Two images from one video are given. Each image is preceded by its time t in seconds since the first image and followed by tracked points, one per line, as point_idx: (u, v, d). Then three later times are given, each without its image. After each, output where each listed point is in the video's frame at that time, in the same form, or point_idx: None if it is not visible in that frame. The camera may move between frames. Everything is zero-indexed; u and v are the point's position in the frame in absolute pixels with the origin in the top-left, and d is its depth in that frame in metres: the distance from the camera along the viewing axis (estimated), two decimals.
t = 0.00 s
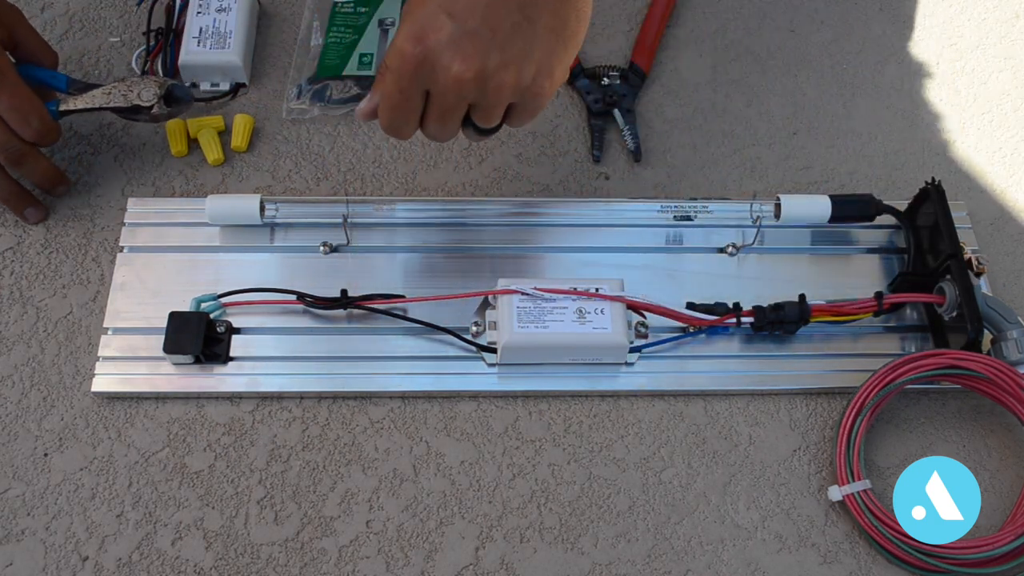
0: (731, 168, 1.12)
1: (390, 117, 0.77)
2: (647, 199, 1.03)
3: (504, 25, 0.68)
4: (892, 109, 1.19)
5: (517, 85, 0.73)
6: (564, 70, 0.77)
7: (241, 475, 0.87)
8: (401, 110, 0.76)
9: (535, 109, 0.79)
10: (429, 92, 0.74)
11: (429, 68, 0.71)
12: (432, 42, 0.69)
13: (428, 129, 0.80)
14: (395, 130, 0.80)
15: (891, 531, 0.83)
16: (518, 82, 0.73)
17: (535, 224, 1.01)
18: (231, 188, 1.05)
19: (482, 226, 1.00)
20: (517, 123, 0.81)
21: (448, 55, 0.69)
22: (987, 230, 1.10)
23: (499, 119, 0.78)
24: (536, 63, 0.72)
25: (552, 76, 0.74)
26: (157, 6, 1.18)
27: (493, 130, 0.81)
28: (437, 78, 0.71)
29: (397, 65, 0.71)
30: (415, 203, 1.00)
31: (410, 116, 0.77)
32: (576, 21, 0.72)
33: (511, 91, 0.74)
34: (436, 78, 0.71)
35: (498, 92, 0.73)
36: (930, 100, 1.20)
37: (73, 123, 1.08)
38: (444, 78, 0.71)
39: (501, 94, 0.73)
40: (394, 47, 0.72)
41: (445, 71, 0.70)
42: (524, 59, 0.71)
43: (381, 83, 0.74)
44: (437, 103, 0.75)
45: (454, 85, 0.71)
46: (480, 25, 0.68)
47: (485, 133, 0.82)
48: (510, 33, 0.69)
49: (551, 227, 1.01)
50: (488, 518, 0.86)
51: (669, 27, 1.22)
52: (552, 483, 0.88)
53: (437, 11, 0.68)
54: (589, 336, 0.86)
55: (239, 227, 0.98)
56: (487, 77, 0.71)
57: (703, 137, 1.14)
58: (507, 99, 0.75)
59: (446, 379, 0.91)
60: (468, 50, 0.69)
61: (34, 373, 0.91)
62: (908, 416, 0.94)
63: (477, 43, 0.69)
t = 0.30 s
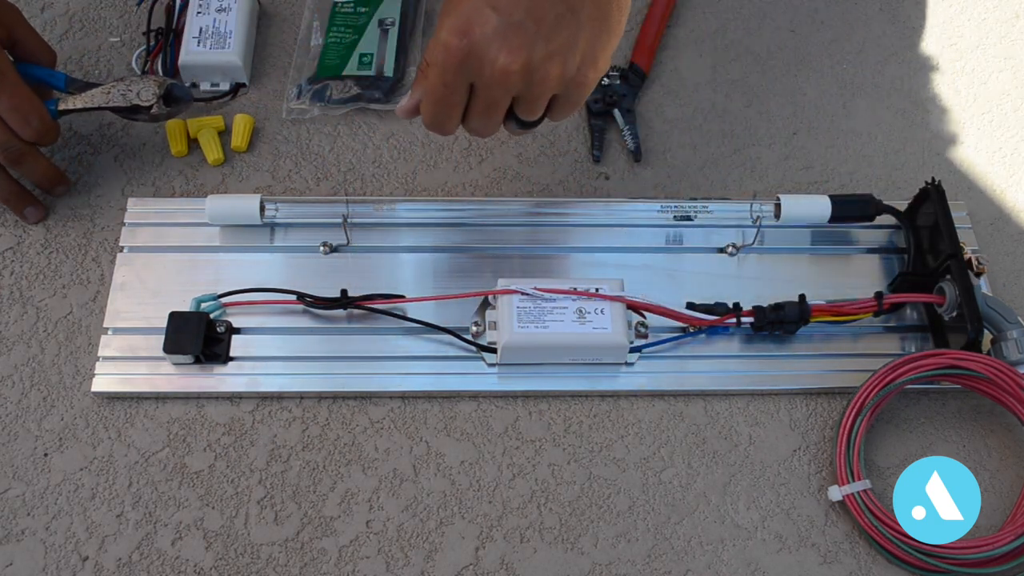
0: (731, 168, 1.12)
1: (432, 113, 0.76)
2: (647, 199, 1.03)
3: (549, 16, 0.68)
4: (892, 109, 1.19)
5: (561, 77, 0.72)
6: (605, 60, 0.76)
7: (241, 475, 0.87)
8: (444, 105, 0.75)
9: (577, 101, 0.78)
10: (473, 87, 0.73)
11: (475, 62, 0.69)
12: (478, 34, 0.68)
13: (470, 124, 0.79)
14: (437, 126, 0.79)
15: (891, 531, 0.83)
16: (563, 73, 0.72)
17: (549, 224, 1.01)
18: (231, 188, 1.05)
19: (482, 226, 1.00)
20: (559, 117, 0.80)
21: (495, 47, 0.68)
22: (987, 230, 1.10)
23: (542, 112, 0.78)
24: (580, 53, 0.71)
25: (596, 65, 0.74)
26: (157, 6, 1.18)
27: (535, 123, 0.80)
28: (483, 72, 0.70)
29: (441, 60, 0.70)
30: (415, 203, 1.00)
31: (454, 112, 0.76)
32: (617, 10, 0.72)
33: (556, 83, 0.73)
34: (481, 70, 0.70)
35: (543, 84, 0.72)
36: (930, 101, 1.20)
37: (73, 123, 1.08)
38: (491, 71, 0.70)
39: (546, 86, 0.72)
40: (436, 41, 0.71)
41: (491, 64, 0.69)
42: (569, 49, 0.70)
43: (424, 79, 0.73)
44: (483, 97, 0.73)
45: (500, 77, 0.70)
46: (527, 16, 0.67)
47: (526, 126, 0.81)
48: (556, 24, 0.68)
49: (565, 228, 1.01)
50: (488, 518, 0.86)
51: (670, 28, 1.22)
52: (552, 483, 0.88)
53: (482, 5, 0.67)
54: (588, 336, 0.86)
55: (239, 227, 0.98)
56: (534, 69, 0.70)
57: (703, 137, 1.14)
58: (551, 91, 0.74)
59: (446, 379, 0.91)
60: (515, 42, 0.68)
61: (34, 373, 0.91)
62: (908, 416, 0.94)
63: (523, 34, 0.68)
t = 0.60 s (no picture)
0: (731, 168, 1.12)
1: (460, 107, 0.74)
2: (647, 199, 1.03)
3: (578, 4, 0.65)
4: (892, 109, 1.19)
5: (593, 67, 0.70)
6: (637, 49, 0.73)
7: (241, 475, 0.87)
8: (473, 100, 0.73)
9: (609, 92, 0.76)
10: (502, 81, 0.71)
11: (503, 55, 0.67)
12: (507, 26, 0.65)
13: (500, 120, 0.77)
14: (466, 122, 0.77)
15: (891, 531, 0.83)
16: (594, 63, 0.70)
17: (566, 223, 1.01)
18: (231, 188, 1.05)
19: (483, 226, 1.00)
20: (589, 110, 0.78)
21: (524, 38, 0.66)
22: (987, 230, 1.10)
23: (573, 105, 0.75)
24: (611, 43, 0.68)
25: (628, 56, 0.70)
26: (158, 6, 1.18)
27: (566, 117, 0.78)
28: (512, 64, 0.68)
29: (468, 54, 0.68)
30: (416, 203, 1.00)
31: (483, 107, 0.74)
32: None
33: (586, 73, 0.70)
34: (510, 63, 0.68)
35: (574, 74, 0.70)
36: (929, 100, 1.20)
37: (73, 123, 1.08)
38: (519, 63, 0.67)
39: (576, 76, 0.70)
40: (466, 34, 0.68)
41: (520, 56, 0.67)
42: (599, 39, 0.67)
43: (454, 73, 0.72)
44: (512, 90, 0.71)
45: (530, 69, 0.68)
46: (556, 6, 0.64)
47: (557, 121, 0.79)
48: (586, 13, 0.65)
49: (585, 227, 1.01)
50: (488, 518, 0.86)
51: (670, 28, 1.22)
52: (552, 483, 0.88)
53: None
54: (588, 336, 0.86)
55: (239, 227, 0.98)
56: (563, 60, 0.68)
57: (703, 137, 1.14)
58: (582, 81, 0.71)
59: (446, 379, 0.91)
60: (543, 33, 0.66)
61: (34, 372, 0.91)
62: (908, 416, 0.94)
63: (553, 24, 0.65)
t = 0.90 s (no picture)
0: (731, 168, 1.12)
1: (469, 89, 0.75)
2: (647, 199, 1.03)
3: None
4: (892, 109, 1.19)
5: (589, 31, 0.66)
6: (645, 14, 0.68)
7: (241, 474, 0.87)
8: (477, 79, 0.73)
9: (622, 62, 0.71)
10: (502, 55, 0.70)
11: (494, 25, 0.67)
12: None
13: (511, 102, 0.76)
14: (477, 105, 0.77)
15: (891, 531, 0.83)
16: (589, 27, 0.66)
17: (568, 223, 1.01)
18: (231, 188, 1.05)
19: (483, 226, 1.00)
20: (607, 86, 0.73)
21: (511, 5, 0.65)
22: (987, 230, 1.10)
23: (583, 78, 0.71)
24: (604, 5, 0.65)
25: (630, 19, 0.66)
26: (158, 6, 1.18)
27: (579, 93, 0.73)
28: (504, 34, 0.67)
29: (465, 29, 0.69)
30: (415, 203, 1.00)
31: (488, 86, 0.74)
32: None
33: (582, 39, 0.66)
34: (502, 34, 0.67)
35: (570, 41, 0.66)
36: (929, 100, 1.20)
37: (73, 123, 1.08)
38: (510, 32, 0.66)
39: (572, 43, 0.66)
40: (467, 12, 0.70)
41: (508, 23, 0.66)
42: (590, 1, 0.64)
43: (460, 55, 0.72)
44: (511, 64, 0.70)
45: (521, 37, 0.66)
46: None
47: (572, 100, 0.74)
48: None
49: (585, 227, 1.01)
50: (488, 518, 0.86)
51: (670, 28, 1.22)
52: (552, 483, 0.88)
53: None
54: (588, 336, 0.86)
55: (239, 227, 0.98)
56: (554, 25, 0.65)
57: (703, 137, 1.14)
58: (580, 49, 0.67)
59: (446, 379, 0.91)
60: None
61: (34, 372, 0.91)
62: (908, 416, 0.94)
63: None
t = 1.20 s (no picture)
0: (731, 168, 1.12)
1: (479, 69, 0.74)
2: (647, 199, 1.03)
3: None
4: (892, 109, 1.19)
5: (602, 8, 0.65)
6: None
7: (241, 474, 0.87)
8: (487, 59, 0.72)
9: (638, 43, 0.70)
10: (514, 34, 0.69)
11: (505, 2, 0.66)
12: None
13: (522, 83, 0.75)
14: (487, 86, 0.76)
15: (891, 531, 0.83)
16: (603, 3, 0.65)
17: (569, 223, 1.01)
18: (230, 188, 1.05)
19: (483, 226, 1.00)
20: (620, 66, 0.73)
21: None
22: (987, 230, 1.09)
23: (596, 57, 0.71)
24: None
25: None
26: (158, 6, 1.18)
27: (593, 72, 0.72)
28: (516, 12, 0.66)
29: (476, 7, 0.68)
30: (415, 203, 1.01)
31: (499, 65, 0.73)
32: None
33: (596, 18, 0.66)
34: (514, 12, 0.66)
35: (583, 19, 0.66)
36: (929, 100, 1.20)
37: (73, 123, 1.08)
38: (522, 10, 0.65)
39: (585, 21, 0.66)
40: None
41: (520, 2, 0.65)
42: None
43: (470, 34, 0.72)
44: (523, 43, 0.69)
45: (532, 14, 0.65)
46: None
47: (586, 81, 0.74)
48: None
49: (587, 227, 1.01)
50: (488, 518, 0.86)
51: (669, 28, 1.22)
52: (552, 483, 0.88)
53: None
54: (588, 336, 0.86)
55: (239, 227, 0.98)
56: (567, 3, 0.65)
57: (703, 137, 1.14)
58: (594, 28, 0.67)
59: (446, 379, 0.91)
60: None
61: (34, 372, 0.91)
62: (908, 416, 0.94)
63: None
